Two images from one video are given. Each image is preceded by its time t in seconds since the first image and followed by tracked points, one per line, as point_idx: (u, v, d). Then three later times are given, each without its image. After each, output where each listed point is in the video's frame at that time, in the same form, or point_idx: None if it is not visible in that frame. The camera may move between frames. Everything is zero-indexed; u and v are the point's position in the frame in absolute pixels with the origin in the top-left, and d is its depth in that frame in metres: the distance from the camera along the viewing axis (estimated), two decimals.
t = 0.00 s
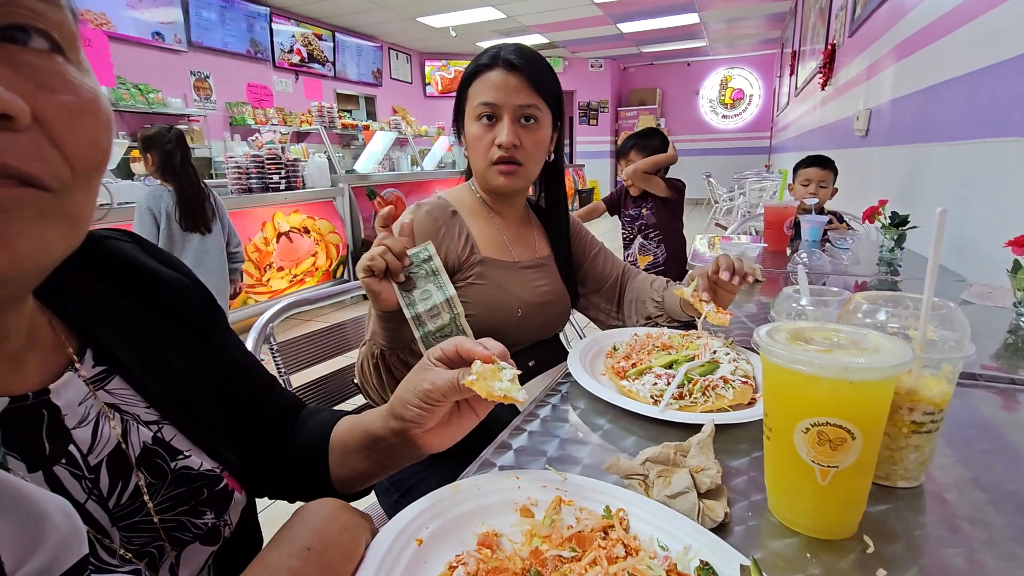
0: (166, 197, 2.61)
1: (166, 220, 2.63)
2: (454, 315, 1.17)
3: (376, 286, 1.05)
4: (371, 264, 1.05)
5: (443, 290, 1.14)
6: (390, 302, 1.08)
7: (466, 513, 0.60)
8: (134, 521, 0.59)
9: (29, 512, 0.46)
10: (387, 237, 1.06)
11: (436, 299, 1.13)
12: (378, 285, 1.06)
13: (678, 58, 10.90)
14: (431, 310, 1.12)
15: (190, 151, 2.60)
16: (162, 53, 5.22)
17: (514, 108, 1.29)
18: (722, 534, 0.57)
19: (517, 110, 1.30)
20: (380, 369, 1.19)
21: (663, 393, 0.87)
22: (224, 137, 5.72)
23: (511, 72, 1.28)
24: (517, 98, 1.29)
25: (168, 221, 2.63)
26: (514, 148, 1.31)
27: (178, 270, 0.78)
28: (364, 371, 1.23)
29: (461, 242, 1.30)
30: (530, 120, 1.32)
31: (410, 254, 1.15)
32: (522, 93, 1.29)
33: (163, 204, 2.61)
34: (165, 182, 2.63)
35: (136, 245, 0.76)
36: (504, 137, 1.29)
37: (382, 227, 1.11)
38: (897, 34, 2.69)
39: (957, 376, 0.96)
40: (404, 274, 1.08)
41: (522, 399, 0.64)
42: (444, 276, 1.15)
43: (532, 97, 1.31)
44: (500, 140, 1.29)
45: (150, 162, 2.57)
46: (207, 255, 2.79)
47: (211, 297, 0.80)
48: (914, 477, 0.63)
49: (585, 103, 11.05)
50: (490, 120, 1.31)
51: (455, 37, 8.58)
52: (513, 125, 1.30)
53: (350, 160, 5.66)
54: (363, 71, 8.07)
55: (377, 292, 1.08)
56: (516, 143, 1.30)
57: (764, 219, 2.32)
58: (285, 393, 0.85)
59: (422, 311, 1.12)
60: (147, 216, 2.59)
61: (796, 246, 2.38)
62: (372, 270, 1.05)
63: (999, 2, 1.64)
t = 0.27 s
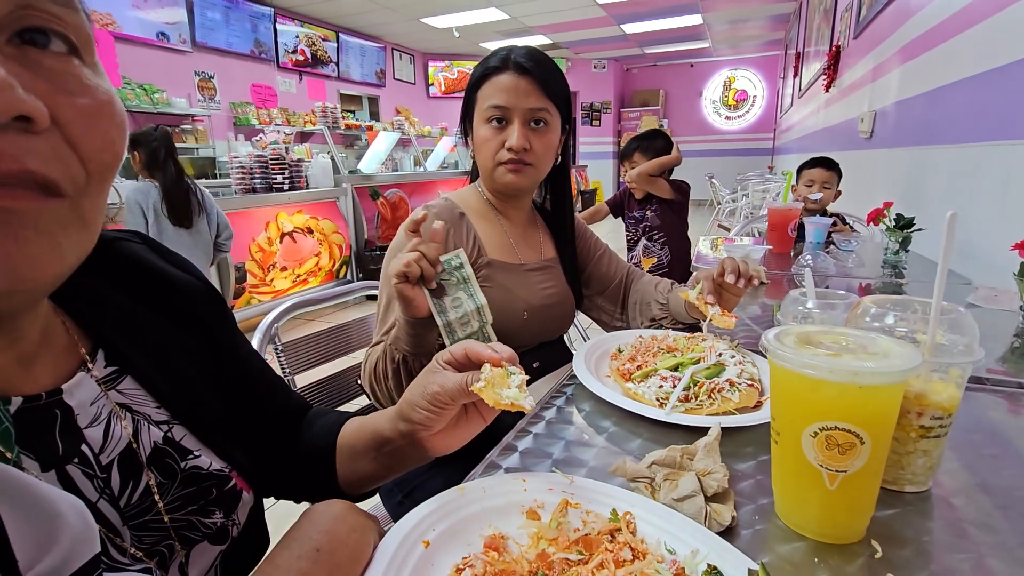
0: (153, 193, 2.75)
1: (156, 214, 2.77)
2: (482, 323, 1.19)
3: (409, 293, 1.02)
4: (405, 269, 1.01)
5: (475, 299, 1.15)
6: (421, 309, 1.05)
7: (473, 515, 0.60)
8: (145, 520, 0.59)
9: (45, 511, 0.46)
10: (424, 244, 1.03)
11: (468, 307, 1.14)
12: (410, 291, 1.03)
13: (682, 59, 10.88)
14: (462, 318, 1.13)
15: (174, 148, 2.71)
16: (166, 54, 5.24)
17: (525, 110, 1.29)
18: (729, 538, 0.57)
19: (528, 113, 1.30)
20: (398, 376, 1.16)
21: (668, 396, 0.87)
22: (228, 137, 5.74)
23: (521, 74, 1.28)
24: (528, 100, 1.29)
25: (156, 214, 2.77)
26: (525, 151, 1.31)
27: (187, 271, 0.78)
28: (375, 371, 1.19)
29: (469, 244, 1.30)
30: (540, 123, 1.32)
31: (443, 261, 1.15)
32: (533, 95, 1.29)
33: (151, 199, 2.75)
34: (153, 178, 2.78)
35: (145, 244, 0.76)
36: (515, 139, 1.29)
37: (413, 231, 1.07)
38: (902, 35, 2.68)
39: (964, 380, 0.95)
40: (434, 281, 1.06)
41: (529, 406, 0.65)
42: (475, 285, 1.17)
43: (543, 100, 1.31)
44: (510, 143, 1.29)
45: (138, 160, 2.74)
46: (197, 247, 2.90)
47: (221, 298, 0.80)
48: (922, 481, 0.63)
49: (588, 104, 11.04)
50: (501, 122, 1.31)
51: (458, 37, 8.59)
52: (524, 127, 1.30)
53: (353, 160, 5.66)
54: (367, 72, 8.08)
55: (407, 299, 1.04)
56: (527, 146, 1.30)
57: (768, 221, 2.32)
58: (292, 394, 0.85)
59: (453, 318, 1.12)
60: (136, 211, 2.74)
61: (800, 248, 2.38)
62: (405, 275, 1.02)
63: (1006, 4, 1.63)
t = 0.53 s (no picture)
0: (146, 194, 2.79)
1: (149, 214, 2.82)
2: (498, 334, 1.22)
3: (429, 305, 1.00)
4: (426, 281, 0.99)
5: (492, 311, 1.19)
6: (439, 321, 1.03)
7: (473, 514, 0.60)
8: (146, 517, 0.59)
9: (43, 507, 0.47)
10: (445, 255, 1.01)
11: (485, 318, 1.17)
12: (430, 303, 1.01)
13: (683, 59, 10.87)
14: (479, 328, 1.16)
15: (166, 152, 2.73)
16: (169, 53, 5.26)
17: (532, 111, 1.29)
18: (728, 538, 0.57)
19: (535, 114, 1.30)
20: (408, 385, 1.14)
21: (669, 396, 0.87)
22: (230, 137, 5.75)
23: (527, 75, 1.28)
24: (534, 101, 1.29)
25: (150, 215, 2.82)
26: (531, 152, 1.30)
27: (189, 270, 0.78)
28: (385, 377, 1.15)
29: (474, 247, 1.30)
30: (547, 124, 1.32)
31: (460, 272, 1.18)
32: (539, 96, 1.29)
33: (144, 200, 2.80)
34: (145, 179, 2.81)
35: (148, 243, 0.77)
36: (521, 140, 1.29)
37: (429, 241, 1.05)
38: (905, 36, 2.68)
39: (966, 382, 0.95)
40: (452, 293, 1.05)
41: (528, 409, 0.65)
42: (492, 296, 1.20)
43: (549, 101, 1.31)
44: (517, 144, 1.29)
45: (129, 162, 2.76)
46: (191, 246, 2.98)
47: (222, 298, 0.81)
48: (922, 482, 0.63)
49: (590, 104, 11.04)
50: (507, 123, 1.31)
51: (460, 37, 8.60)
52: (530, 129, 1.30)
53: (355, 160, 5.67)
54: (369, 72, 8.09)
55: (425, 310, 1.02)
56: (533, 147, 1.30)
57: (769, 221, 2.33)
58: (292, 394, 0.85)
59: (471, 329, 1.15)
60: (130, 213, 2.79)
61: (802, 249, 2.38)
62: (426, 287, 1.00)
63: (1009, 5, 1.64)
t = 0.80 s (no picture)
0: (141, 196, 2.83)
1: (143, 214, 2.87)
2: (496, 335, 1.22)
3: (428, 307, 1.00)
4: (424, 283, 1.00)
5: (491, 313, 1.18)
6: (438, 323, 1.04)
7: (474, 512, 0.60)
8: (151, 513, 0.60)
9: (50, 503, 0.47)
10: (444, 257, 1.02)
11: (484, 319, 1.17)
12: (429, 306, 1.01)
13: (686, 58, 10.86)
14: (478, 330, 1.16)
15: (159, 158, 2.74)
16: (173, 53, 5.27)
17: (535, 112, 1.29)
18: (730, 537, 0.57)
19: (538, 115, 1.30)
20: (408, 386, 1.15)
21: (670, 395, 0.87)
22: (233, 136, 5.77)
23: (530, 75, 1.28)
24: (538, 102, 1.29)
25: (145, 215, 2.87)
26: (534, 153, 1.30)
27: (194, 269, 0.79)
28: (386, 378, 1.15)
29: (476, 247, 1.30)
30: (550, 125, 1.32)
31: (459, 274, 1.16)
32: (543, 97, 1.29)
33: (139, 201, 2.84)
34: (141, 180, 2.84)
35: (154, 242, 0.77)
36: (524, 141, 1.29)
37: (428, 244, 1.05)
38: (908, 36, 2.68)
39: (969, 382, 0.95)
40: (452, 295, 1.05)
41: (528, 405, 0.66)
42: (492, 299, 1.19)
43: (553, 102, 1.31)
44: (520, 145, 1.29)
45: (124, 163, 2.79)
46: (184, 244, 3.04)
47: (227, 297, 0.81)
48: (924, 482, 0.63)
49: (592, 104, 11.03)
50: (511, 123, 1.31)
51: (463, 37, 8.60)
52: (533, 129, 1.30)
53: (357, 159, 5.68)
54: (371, 71, 8.10)
55: (424, 312, 1.03)
56: (536, 148, 1.30)
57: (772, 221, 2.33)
58: (294, 393, 0.86)
59: (470, 330, 1.15)
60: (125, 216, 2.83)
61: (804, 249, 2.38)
62: (424, 289, 1.00)
63: (1012, 5, 1.63)
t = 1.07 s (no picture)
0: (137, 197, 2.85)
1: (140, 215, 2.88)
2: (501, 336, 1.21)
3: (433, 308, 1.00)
4: (429, 283, 1.00)
5: (497, 313, 1.18)
6: (444, 324, 1.03)
7: (482, 510, 0.60)
8: (158, 508, 0.60)
9: (58, 493, 0.48)
10: (450, 258, 1.02)
11: (490, 318, 1.17)
12: (434, 307, 1.01)
13: (691, 60, 10.83)
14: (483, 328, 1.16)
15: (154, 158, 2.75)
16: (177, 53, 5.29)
17: (542, 112, 1.29)
18: (740, 536, 0.56)
19: (545, 114, 1.30)
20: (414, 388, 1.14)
21: (679, 394, 0.86)
22: (238, 136, 5.77)
23: (538, 75, 1.28)
24: (545, 102, 1.28)
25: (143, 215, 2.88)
26: (541, 153, 1.30)
27: (200, 265, 0.79)
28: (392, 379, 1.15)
29: (482, 247, 1.30)
30: (558, 124, 1.32)
31: (465, 274, 1.15)
32: (550, 96, 1.29)
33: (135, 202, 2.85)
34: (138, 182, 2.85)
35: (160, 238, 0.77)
36: (531, 141, 1.29)
37: (434, 244, 1.06)
38: (915, 36, 2.66)
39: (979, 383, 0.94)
40: (457, 295, 1.05)
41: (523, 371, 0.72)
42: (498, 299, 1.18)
43: (560, 102, 1.30)
44: (527, 144, 1.29)
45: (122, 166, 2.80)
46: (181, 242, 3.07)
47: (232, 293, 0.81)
48: (937, 482, 0.62)
49: (596, 105, 11.01)
50: (518, 123, 1.30)
51: (467, 38, 8.60)
52: (540, 129, 1.29)
53: (361, 160, 5.68)
54: (375, 72, 8.10)
55: (429, 313, 1.02)
56: (543, 147, 1.30)
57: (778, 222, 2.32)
58: (299, 389, 0.85)
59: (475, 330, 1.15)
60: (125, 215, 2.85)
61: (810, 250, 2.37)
62: (429, 290, 1.00)
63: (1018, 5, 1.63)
